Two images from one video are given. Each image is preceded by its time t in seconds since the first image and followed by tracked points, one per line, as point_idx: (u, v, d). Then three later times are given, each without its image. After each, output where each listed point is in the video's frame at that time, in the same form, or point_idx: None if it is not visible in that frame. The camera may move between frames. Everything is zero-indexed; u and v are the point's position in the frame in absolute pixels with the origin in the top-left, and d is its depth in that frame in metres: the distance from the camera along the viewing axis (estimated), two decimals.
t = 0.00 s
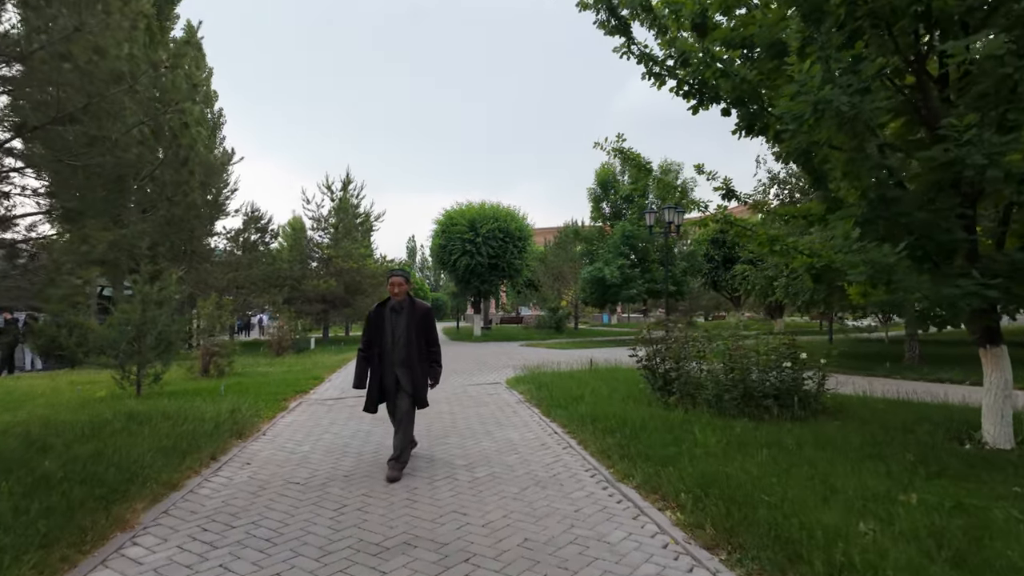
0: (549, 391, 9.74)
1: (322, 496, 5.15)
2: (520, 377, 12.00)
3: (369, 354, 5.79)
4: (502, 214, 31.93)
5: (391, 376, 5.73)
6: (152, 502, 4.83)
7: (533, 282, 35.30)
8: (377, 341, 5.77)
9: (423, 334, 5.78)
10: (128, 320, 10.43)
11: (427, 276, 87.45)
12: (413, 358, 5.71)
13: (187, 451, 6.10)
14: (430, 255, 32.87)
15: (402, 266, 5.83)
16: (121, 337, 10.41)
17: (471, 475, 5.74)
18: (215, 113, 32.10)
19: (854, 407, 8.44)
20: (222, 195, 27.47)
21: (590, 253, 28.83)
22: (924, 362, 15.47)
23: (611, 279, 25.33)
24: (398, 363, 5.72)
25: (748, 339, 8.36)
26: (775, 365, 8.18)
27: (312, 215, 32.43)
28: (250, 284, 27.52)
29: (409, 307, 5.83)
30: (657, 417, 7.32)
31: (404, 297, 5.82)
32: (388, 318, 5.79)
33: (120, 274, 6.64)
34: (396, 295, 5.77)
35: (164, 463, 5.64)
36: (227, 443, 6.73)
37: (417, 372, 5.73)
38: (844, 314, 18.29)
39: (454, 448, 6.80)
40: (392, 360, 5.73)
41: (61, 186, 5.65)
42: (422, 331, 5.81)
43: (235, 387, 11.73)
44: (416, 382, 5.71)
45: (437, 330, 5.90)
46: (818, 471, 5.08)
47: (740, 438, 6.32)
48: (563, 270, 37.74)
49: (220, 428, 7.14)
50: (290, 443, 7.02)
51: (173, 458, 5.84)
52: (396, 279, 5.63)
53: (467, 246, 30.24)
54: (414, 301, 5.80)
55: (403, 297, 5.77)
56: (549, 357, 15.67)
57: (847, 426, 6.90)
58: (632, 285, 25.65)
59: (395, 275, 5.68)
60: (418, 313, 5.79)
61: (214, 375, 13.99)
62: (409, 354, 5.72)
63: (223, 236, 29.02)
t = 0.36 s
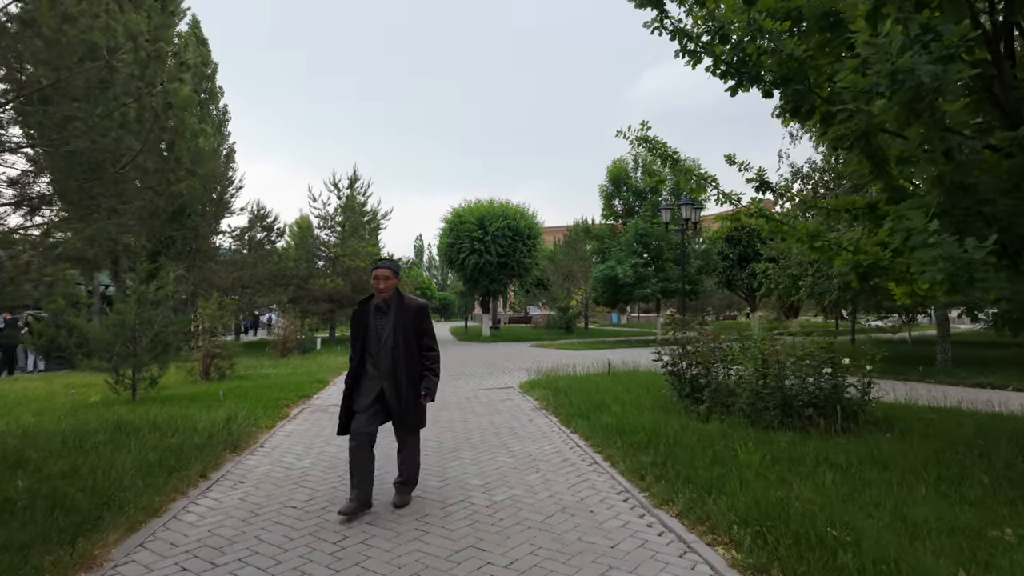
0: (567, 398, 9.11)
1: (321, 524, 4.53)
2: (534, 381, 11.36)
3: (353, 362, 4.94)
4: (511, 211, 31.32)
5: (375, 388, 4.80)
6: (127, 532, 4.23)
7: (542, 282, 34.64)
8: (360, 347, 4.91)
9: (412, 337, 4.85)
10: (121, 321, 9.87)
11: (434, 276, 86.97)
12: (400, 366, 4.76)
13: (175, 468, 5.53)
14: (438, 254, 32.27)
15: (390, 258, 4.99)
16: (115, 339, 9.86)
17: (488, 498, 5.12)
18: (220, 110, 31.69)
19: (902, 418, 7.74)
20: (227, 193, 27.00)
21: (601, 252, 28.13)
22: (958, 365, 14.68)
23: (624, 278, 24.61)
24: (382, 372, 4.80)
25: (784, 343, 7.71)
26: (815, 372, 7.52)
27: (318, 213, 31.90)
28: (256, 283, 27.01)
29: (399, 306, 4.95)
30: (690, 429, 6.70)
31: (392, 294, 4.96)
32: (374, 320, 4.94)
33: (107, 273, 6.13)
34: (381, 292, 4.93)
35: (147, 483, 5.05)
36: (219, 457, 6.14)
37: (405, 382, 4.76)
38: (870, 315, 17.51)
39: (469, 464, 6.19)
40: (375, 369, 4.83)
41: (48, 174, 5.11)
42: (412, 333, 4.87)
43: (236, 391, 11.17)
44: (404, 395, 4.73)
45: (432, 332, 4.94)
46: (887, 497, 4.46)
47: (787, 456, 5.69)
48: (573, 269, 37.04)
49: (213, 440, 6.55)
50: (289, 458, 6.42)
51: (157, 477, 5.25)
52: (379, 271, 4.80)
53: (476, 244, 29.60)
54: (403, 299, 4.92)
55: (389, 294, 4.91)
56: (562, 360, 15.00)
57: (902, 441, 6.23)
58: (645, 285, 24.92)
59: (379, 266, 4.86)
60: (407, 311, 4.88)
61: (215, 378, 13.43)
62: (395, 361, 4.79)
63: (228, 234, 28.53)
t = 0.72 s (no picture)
0: (587, 405, 8.42)
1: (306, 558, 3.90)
2: (549, 386, 10.65)
3: (292, 385, 3.55)
4: (523, 209, 30.71)
5: (329, 418, 3.47)
6: (79, 570, 3.62)
7: (555, 281, 33.96)
8: (303, 364, 3.52)
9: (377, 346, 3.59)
10: (115, 322, 9.36)
11: (446, 275, 86.69)
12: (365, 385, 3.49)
13: (151, 487, 4.95)
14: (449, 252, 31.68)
15: (340, 242, 3.69)
16: (109, 341, 9.35)
17: (500, 526, 4.45)
18: (229, 108, 31.28)
19: (959, 432, 6.97)
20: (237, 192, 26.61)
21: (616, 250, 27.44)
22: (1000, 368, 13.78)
23: (641, 277, 23.85)
24: (339, 396, 3.48)
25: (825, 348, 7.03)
26: (864, 378, 6.80)
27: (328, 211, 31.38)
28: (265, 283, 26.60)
29: (355, 305, 3.67)
30: (726, 443, 6.00)
31: (345, 290, 3.67)
32: (322, 324, 3.61)
33: (90, 269, 5.62)
34: (331, 288, 3.61)
35: (114, 508, 4.45)
36: (204, 474, 5.53)
37: (374, 407, 3.50)
38: (902, 315, 16.63)
39: (480, 484, 5.55)
40: (328, 393, 3.49)
41: (31, 156, 4.58)
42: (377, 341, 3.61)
43: (237, 396, 10.64)
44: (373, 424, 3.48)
45: (401, 339, 3.72)
46: (980, 532, 3.77)
47: (844, 478, 4.99)
48: (587, 268, 36.25)
49: (198, 454, 5.95)
50: (281, 474, 5.80)
51: (127, 499, 4.65)
52: (328, 260, 3.49)
53: (488, 243, 28.96)
54: (362, 296, 3.66)
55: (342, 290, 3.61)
56: (579, 363, 14.28)
57: (972, 461, 5.48)
58: (663, 283, 24.14)
59: (326, 254, 3.54)
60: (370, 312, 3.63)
61: (217, 381, 12.91)
62: (355, 378, 3.48)
63: (237, 233, 28.14)
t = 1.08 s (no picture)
0: (608, 414, 7.70)
1: None
2: (566, 392, 9.93)
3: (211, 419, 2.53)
4: (537, 207, 30.03)
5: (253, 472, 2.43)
6: None
7: (569, 280, 33.23)
8: (228, 391, 2.49)
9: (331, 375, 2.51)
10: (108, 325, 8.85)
11: (459, 275, 86.16)
12: (308, 432, 2.43)
13: (122, 511, 4.39)
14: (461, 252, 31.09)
15: (287, 220, 2.56)
16: (102, 343, 8.83)
17: (517, 559, 3.85)
18: (239, 106, 30.89)
19: None
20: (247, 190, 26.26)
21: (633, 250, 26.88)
22: None
23: (659, 276, 23.04)
24: (269, 442, 2.42)
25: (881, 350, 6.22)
26: (919, 386, 6.04)
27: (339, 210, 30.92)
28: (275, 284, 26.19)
29: (305, 312, 2.57)
30: (769, 459, 5.33)
31: (293, 289, 2.57)
32: (257, 336, 2.55)
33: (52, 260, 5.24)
34: (271, 285, 2.51)
35: (75, 537, 3.90)
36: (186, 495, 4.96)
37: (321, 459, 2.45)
38: (940, 316, 15.72)
39: (493, 507, 4.91)
40: (255, 436, 2.44)
41: None
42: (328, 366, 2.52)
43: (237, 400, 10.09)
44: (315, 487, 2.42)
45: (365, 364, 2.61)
46: None
47: (912, 505, 4.29)
48: (602, 267, 35.44)
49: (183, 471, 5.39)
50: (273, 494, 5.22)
51: (94, 525, 4.10)
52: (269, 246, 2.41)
53: (501, 242, 28.31)
54: (316, 301, 2.57)
55: (287, 293, 2.52)
56: (597, 366, 13.56)
57: None
58: (681, 282, 23.25)
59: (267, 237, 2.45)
60: (322, 324, 2.53)
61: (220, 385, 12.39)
62: (291, 420, 2.42)
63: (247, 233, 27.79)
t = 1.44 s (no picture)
0: (626, 427, 6.98)
1: None
2: (579, 400, 9.20)
3: None
4: (544, 205, 29.38)
5: None
6: None
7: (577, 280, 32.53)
8: None
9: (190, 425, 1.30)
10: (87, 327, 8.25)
11: (465, 275, 85.63)
12: (121, 535, 1.21)
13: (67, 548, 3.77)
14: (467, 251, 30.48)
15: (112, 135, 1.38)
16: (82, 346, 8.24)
17: None
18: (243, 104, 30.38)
19: None
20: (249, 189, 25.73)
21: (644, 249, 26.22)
22: None
23: (671, 276, 22.28)
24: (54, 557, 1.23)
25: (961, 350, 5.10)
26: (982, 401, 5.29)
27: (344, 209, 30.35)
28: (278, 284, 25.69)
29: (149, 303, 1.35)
30: (816, 489, 4.63)
31: (125, 261, 1.36)
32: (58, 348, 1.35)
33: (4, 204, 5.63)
34: (79, 253, 1.32)
35: None
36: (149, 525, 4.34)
37: None
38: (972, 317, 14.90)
39: (500, 544, 4.24)
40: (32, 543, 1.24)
41: None
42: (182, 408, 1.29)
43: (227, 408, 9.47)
44: None
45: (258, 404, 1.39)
46: None
47: (1000, 549, 3.54)
48: (611, 267, 34.69)
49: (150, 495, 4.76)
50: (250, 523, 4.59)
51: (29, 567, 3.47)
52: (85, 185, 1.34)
53: (507, 241, 27.64)
54: (167, 283, 1.37)
55: (108, 271, 1.34)
56: (610, 370, 12.86)
57: None
58: (694, 282, 22.49)
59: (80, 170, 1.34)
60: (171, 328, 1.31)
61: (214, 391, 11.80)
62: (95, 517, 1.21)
63: (250, 232, 27.28)
